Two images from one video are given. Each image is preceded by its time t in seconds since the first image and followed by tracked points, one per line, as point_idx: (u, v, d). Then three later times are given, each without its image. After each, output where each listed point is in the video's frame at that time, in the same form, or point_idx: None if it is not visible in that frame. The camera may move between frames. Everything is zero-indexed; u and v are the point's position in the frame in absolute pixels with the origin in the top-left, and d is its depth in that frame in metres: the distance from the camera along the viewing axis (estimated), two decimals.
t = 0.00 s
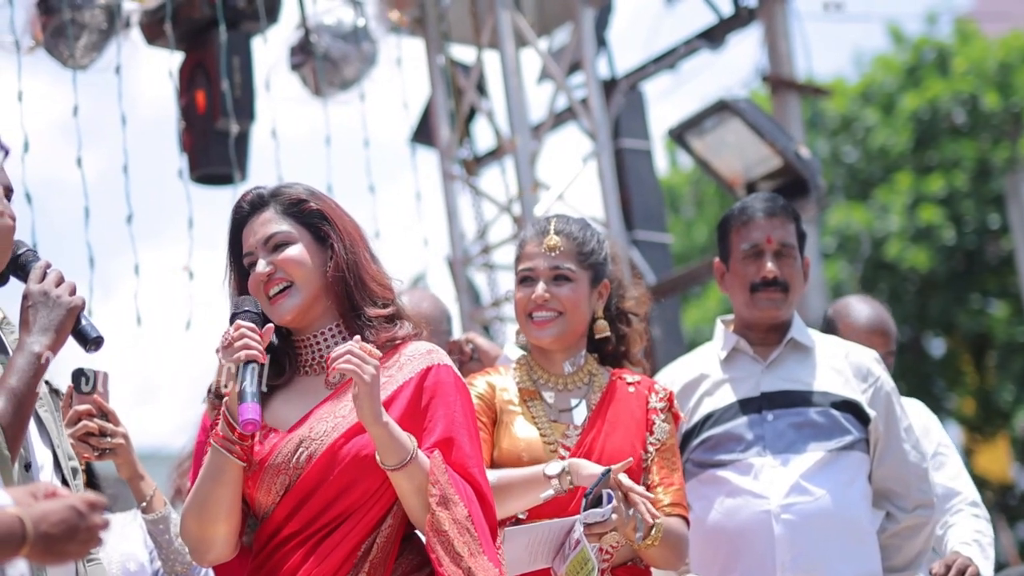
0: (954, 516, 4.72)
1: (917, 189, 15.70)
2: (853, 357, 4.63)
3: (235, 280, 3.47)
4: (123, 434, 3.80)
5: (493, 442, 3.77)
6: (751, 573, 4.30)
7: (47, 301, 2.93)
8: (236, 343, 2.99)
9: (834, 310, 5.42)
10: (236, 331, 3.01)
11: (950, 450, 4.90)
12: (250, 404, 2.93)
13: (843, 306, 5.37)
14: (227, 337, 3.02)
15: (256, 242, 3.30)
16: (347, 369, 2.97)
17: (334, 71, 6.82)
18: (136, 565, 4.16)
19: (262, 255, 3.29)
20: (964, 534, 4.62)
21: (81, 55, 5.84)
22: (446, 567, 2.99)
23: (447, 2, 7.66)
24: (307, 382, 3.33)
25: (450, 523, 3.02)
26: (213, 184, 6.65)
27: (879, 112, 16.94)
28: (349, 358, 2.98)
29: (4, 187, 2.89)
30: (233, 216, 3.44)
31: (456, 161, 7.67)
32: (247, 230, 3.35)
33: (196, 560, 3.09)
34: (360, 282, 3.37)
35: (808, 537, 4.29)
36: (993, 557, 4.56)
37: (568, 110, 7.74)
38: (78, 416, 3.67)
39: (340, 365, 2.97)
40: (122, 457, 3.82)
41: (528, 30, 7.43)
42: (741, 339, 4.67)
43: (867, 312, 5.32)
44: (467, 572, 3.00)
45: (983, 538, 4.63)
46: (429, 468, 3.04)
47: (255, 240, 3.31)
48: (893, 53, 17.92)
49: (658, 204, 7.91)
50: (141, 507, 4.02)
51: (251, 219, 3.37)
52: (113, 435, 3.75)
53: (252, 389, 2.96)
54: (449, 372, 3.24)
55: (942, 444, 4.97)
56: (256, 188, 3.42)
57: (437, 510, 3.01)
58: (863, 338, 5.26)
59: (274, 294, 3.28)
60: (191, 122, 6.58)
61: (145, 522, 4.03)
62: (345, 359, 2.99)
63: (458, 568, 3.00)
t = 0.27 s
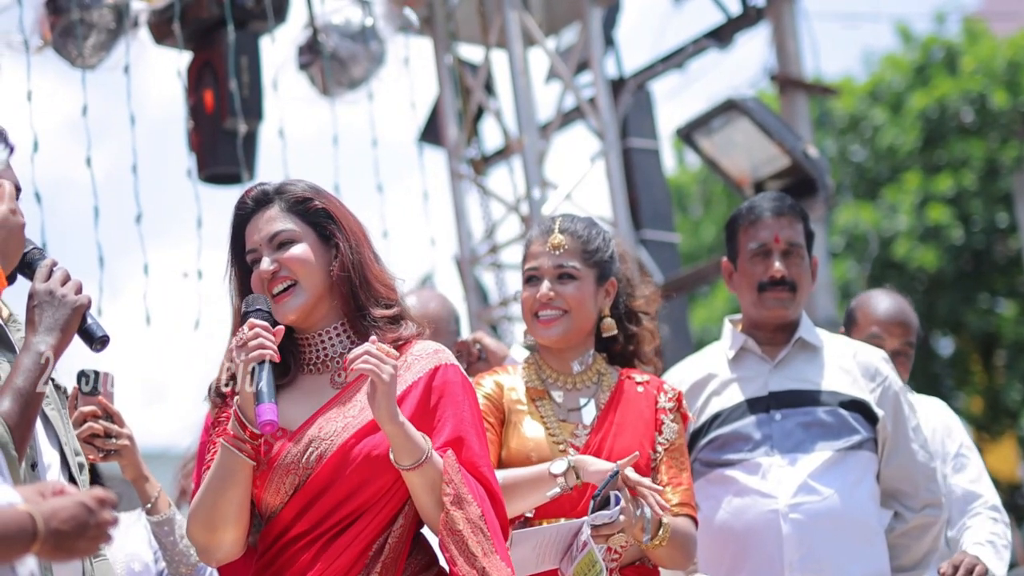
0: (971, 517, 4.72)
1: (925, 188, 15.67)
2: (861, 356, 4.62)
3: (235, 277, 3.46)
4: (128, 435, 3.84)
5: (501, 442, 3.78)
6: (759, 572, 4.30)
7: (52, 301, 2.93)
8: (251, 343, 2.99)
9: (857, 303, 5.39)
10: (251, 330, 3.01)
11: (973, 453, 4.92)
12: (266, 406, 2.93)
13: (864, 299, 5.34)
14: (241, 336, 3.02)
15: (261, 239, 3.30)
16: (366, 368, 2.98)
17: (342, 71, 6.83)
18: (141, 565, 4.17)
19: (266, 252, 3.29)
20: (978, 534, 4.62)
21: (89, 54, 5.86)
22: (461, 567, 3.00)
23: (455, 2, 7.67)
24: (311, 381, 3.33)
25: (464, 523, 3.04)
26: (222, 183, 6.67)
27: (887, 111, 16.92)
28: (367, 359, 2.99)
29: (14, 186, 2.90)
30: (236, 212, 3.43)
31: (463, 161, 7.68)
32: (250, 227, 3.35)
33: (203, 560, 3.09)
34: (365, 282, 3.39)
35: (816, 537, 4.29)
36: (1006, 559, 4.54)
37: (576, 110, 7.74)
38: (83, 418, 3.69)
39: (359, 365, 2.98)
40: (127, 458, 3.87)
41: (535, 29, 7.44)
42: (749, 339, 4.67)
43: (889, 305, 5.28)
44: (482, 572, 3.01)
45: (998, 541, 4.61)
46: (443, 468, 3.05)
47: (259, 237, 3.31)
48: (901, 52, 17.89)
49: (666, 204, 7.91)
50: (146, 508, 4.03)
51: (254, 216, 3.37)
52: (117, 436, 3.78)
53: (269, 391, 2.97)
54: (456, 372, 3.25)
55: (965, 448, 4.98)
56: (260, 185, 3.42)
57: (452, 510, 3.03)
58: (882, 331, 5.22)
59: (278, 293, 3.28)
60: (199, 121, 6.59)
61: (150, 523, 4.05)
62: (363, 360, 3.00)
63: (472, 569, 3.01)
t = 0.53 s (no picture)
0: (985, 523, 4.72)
1: (932, 189, 15.66)
2: (866, 358, 4.63)
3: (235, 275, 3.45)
4: (131, 438, 3.85)
5: (506, 442, 3.78)
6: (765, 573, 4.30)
7: (55, 301, 2.93)
8: (262, 343, 2.99)
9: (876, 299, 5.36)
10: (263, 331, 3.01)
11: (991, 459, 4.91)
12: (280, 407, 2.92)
13: (884, 296, 5.33)
14: (252, 336, 3.01)
15: (263, 238, 3.30)
16: (384, 369, 2.98)
17: (347, 72, 6.84)
18: (144, 567, 4.13)
19: (269, 252, 3.30)
20: (992, 538, 4.62)
21: (95, 55, 5.88)
22: (473, 566, 3.01)
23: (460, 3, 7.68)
24: (313, 381, 3.32)
25: (476, 521, 3.05)
26: (228, 184, 6.68)
27: (893, 111, 16.92)
28: (384, 358, 3.00)
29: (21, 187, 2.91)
30: (237, 209, 3.42)
31: (469, 162, 7.68)
32: (252, 226, 3.35)
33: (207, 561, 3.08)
34: (367, 284, 3.40)
35: (822, 538, 4.29)
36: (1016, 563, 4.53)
37: (582, 110, 7.75)
38: (86, 421, 3.69)
39: (377, 365, 2.99)
40: (130, 460, 3.88)
41: (541, 30, 7.44)
42: (755, 340, 4.67)
43: (906, 298, 5.25)
44: (494, 571, 3.02)
45: (1011, 545, 4.60)
46: (454, 468, 3.07)
47: (262, 236, 3.31)
48: (907, 52, 17.88)
49: (671, 205, 7.92)
50: (150, 511, 4.06)
51: (256, 215, 3.36)
52: (121, 438, 3.79)
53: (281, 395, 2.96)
54: (461, 374, 3.27)
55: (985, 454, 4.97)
56: (261, 184, 3.42)
57: (463, 509, 3.04)
58: (898, 324, 5.19)
59: (281, 292, 3.28)
60: (205, 122, 6.60)
61: (154, 526, 4.08)
62: (380, 360, 3.00)
63: (484, 567, 3.02)
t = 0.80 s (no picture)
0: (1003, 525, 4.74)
1: (938, 189, 15.63)
2: (873, 357, 4.62)
3: (235, 273, 3.44)
4: (136, 438, 3.84)
5: (512, 442, 3.79)
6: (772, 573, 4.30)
7: (61, 299, 2.93)
8: (275, 341, 3.02)
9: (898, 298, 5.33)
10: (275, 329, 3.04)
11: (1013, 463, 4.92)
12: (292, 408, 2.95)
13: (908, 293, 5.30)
14: (264, 333, 3.04)
15: (267, 235, 3.31)
16: (404, 367, 3.02)
17: (353, 71, 6.85)
18: (149, 566, 4.19)
19: (272, 249, 3.30)
20: (1009, 539, 4.65)
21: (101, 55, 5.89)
22: (488, 562, 3.03)
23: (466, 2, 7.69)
24: (314, 378, 3.31)
25: (488, 518, 3.07)
26: (234, 183, 6.69)
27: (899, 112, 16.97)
28: (404, 357, 3.04)
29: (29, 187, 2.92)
30: (238, 206, 3.42)
31: (475, 162, 7.69)
32: (254, 224, 3.35)
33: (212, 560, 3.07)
34: (370, 283, 3.41)
35: (829, 538, 4.29)
36: None
37: (588, 110, 7.75)
38: (90, 422, 3.69)
39: (396, 364, 3.03)
40: (135, 461, 3.86)
41: (547, 29, 7.44)
42: (761, 339, 4.67)
43: (929, 293, 5.22)
44: (507, 568, 3.05)
45: None
46: (465, 466, 3.09)
47: (265, 234, 3.31)
48: (913, 52, 17.87)
49: (677, 204, 7.92)
50: (154, 511, 4.05)
51: (259, 213, 3.36)
52: (125, 439, 3.79)
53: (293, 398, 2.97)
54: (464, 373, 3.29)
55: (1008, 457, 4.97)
56: (264, 181, 3.42)
57: (476, 505, 3.07)
58: (918, 318, 5.16)
59: (284, 289, 3.28)
60: (211, 122, 6.62)
61: (159, 527, 4.07)
62: (400, 359, 3.04)
63: (498, 564, 3.04)
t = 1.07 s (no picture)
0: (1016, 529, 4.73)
1: (943, 188, 15.62)
2: (877, 356, 4.62)
3: (232, 272, 3.44)
4: (139, 438, 3.85)
5: (516, 442, 3.79)
6: (776, 572, 4.31)
7: (64, 299, 2.93)
8: (284, 338, 3.02)
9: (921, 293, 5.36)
10: (283, 325, 3.04)
11: None
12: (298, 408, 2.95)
13: (929, 290, 5.34)
14: (272, 329, 3.05)
15: (266, 234, 3.31)
16: (419, 367, 3.07)
17: (357, 71, 6.86)
18: (152, 565, 4.18)
19: (272, 248, 3.30)
20: (1021, 543, 4.65)
21: (105, 55, 5.90)
22: (501, 558, 3.06)
23: (471, 2, 7.70)
24: (314, 376, 3.31)
25: (499, 516, 3.11)
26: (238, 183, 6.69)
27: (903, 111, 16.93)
28: (419, 358, 3.09)
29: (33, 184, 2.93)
30: (235, 205, 3.41)
31: (479, 161, 7.70)
32: (254, 223, 3.34)
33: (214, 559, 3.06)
34: (370, 281, 3.42)
35: (833, 537, 4.29)
36: None
37: (592, 110, 7.75)
38: (93, 422, 3.72)
39: (412, 364, 3.07)
40: (139, 462, 3.86)
41: (551, 29, 7.45)
42: (765, 339, 4.67)
43: (951, 290, 5.26)
44: (519, 564, 3.09)
45: None
46: (473, 466, 3.13)
47: (265, 232, 3.31)
48: (918, 51, 17.85)
49: (681, 204, 7.92)
50: (159, 512, 4.05)
51: (257, 212, 3.36)
52: (129, 439, 3.80)
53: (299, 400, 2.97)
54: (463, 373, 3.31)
55: None
56: (261, 180, 3.42)
57: (486, 503, 3.10)
58: (937, 313, 5.20)
59: (285, 287, 3.28)
60: (215, 122, 6.62)
61: (163, 527, 4.07)
62: (415, 360, 3.09)
63: (511, 560, 3.08)
